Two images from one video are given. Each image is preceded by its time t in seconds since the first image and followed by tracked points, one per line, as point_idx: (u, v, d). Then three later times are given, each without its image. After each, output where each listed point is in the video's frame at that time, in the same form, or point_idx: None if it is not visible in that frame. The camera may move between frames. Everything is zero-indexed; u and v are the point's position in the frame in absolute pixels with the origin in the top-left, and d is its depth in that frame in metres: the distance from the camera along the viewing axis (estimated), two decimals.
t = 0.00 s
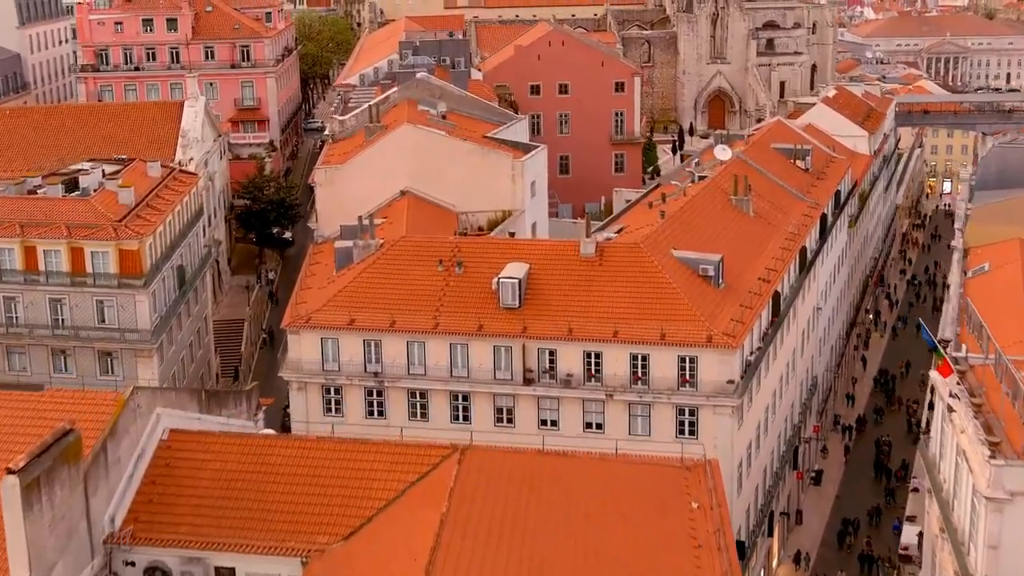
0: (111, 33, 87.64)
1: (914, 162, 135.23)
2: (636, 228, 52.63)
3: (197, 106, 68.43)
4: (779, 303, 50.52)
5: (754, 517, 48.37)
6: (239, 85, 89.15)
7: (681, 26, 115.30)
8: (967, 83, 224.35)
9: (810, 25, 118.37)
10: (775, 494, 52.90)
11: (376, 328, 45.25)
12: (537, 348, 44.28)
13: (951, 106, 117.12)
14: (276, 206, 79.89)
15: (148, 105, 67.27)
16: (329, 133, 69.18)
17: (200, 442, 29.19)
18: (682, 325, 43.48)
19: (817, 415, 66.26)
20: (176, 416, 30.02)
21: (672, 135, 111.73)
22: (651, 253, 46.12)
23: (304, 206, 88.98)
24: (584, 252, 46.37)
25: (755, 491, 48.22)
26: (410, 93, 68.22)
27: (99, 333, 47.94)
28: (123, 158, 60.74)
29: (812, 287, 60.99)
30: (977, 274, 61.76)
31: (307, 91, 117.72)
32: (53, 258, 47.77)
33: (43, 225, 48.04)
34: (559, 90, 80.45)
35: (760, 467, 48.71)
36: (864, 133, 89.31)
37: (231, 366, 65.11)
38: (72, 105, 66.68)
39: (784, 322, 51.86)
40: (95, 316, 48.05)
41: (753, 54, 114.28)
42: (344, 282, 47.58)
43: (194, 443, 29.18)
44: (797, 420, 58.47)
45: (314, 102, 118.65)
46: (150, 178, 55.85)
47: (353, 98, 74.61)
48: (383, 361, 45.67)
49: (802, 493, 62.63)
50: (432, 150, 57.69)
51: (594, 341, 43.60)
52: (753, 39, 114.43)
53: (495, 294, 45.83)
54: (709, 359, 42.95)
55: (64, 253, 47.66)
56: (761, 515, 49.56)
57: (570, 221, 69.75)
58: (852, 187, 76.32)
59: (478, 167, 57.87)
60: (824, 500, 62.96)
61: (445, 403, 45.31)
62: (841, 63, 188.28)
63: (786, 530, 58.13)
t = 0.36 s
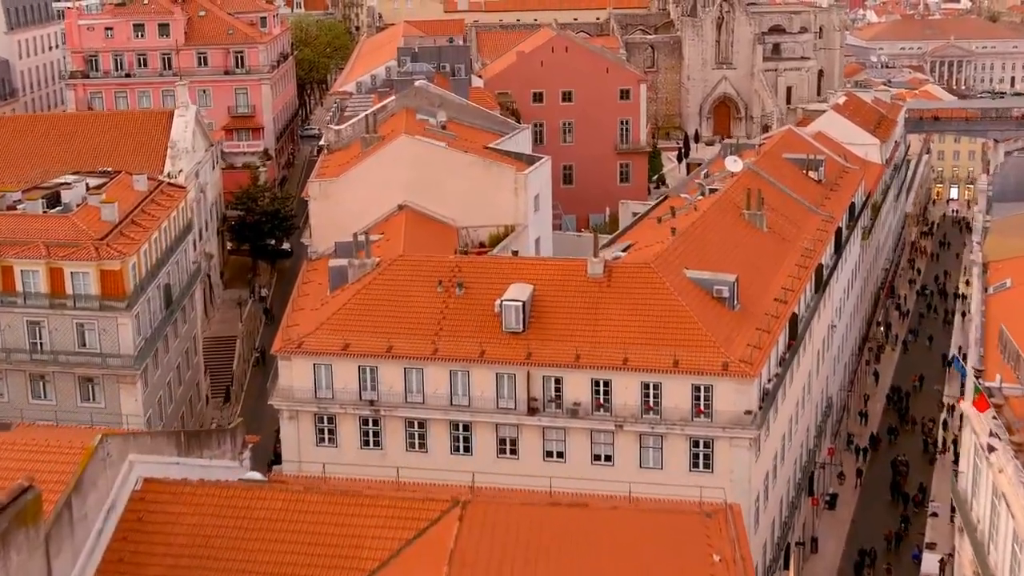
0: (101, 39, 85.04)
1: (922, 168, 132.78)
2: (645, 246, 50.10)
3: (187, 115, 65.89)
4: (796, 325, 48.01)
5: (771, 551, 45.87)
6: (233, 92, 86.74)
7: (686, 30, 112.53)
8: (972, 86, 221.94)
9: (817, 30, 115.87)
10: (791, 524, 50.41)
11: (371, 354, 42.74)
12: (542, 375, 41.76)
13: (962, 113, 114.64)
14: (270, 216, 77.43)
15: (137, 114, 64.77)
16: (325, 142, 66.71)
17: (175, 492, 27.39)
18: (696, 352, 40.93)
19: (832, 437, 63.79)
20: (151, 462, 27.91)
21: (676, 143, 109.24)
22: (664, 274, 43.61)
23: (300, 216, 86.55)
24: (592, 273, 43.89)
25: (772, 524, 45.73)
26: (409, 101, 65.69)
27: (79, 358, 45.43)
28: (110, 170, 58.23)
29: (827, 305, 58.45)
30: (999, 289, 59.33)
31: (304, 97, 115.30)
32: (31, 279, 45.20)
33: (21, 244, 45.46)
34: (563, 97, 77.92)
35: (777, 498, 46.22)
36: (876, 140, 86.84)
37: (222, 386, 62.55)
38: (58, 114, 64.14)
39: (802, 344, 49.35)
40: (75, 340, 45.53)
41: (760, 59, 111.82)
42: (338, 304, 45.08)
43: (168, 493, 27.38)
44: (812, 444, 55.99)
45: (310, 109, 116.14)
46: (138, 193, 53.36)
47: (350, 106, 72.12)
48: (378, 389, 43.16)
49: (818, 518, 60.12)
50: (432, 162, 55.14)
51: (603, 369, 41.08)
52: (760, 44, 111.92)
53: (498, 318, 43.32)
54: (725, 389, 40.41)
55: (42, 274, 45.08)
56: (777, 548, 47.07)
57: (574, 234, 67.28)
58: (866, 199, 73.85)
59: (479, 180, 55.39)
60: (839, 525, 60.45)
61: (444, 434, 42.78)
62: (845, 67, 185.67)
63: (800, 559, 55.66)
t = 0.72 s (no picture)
0: (91, 44, 82.52)
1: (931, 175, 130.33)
2: (655, 265, 47.53)
3: (177, 125, 63.45)
4: (815, 349, 45.53)
5: None
6: (227, 100, 84.31)
7: (691, 35, 109.47)
8: (976, 90, 219.39)
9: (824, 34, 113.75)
10: (809, 557, 47.89)
11: (366, 383, 40.23)
12: (548, 406, 39.27)
13: (973, 119, 112.16)
14: (264, 228, 75.07)
15: (123, 123, 62.30)
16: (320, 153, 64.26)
17: (146, 553, 25.34)
18: (712, 382, 38.43)
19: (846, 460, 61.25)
20: (119, 519, 25.86)
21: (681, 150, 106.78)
22: (677, 297, 41.09)
23: (295, 227, 84.16)
24: (600, 296, 41.39)
25: (790, 561, 43.21)
26: (408, 110, 63.23)
27: (57, 386, 42.95)
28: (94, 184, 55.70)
29: (844, 324, 55.93)
30: None
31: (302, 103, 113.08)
32: (6, 301, 42.65)
33: None
34: (566, 105, 75.39)
35: (795, 532, 43.69)
36: (889, 149, 84.34)
37: (212, 408, 60.01)
38: (41, 123, 61.54)
39: (821, 368, 46.83)
40: (53, 367, 43.04)
41: (767, 64, 108.93)
42: (331, 327, 42.56)
43: (138, 555, 25.32)
44: (829, 470, 53.49)
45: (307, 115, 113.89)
46: (123, 208, 50.85)
47: (346, 115, 69.68)
48: (374, 420, 40.65)
49: (834, 546, 57.58)
50: (431, 176, 52.59)
51: (613, 400, 38.59)
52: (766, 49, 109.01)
53: (500, 343, 40.83)
54: (743, 421, 37.92)
55: (18, 296, 42.53)
56: None
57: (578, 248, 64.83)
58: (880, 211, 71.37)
59: (481, 195, 52.93)
60: (856, 552, 57.92)
61: (444, 468, 40.29)
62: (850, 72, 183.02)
63: None
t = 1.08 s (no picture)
0: (80, 50, 80.02)
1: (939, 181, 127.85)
2: (667, 285, 44.99)
3: (166, 134, 60.88)
4: (836, 375, 43.03)
5: None
6: (220, 107, 81.80)
7: (695, 39, 106.64)
8: (980, 94, 216.81)
9: (831, 38, 111.25)
10: None
11: (361, 414, 37.72)
12: (555, 440, 36.80)
13: (985, 126, 109.60)
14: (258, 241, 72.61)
15: (107, 134, 59.83)
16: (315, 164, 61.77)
17: None
18: (731, 416, 35.90)
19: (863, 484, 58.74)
20: None
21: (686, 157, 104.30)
22: (691, 323, 38.55)
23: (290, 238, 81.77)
24: (610, 320, 38.87)
25: None
26: (406, 120, 60.73)
27: (33, 416, 40.40)
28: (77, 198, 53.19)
29: (862, 344, 53.42)
30: None
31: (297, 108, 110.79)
32: None
33: None
34: (570, 113, 72.91)
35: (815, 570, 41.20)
36: (901, 158, 81.81)
37: (201, 431, 57.51)
38: (24, 133, 59.13)
39: (841, 394, 44.30)
40: (29, 397, 40.55)
41: (774, 69, 106.68)
42: (324, 354, 40.05)
43: None
44: (847, 499, 50.96)
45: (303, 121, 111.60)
46: (105, 223, 48.35)
47: (342, 123, 67.20)
48: (369, 454, 38.15)
49: None
50: (430, 189, 50.08)
51: (625, 435, 36.10)
52: (772, 53, 106.72)
53: (504, 372, 38.32)
54: (763, 458, 35.39)
55: None
56: None
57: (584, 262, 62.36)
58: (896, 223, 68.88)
59: (482, 209, 50.41)
60: None
61: (444, 506, 37.84)
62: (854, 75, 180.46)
63: None
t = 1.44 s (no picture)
0: (68, 56, 77.47)
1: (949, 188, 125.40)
2: (679, 307, 42.48)
3: (154, 145, 58.35)
4: (859, 404, 40.55)
5: None
6: (213, 115, 79.39)
7: (700, 43, 103.54)
8: (984, 97, 214.39)
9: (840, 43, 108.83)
10: None
11: (355, 451, 35.19)
12: (562, 479, 34.33)
13: (997, 132, 107.11)
14: (251, 253, 70.21)
15: (96, 143, 57.39)
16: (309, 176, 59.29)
17: None
18: (752, 454, 33.38)
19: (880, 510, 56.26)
20: None
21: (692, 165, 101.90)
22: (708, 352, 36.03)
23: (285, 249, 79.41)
24: (621, 349, 36.35)
25: None
26: (404, 129, 58.28)
27: (5, 451, 38.09)
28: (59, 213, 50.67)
29: (882, 366, 50.91)
30: None
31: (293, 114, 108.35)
32: None
33: None
34: (574, 122, 70.41)
35: None
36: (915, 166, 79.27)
37: (189, 455, 55.02)
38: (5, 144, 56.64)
39: (864, 423, 41.81)
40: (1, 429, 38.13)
41: (780, 75, 102.81)
42: (315, 383, 37.53)
43: None
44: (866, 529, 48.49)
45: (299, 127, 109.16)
46: (86, 240, 45.86)
47: (338, 132, 64.71)
48: (364, 493, 35.64)
49: None
50: (429, 205, 47.59)
51: (638, 474, 33.59)
52: (779, 58, 102.88)
53: (508, 405, 35.79)
54: (788, 500, 32.87)
55: None
56: None
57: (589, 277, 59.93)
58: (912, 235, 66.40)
59: (484, 225, 47.92)
60: None
61: (444, 548, 35.35)
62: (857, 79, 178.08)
63: None
